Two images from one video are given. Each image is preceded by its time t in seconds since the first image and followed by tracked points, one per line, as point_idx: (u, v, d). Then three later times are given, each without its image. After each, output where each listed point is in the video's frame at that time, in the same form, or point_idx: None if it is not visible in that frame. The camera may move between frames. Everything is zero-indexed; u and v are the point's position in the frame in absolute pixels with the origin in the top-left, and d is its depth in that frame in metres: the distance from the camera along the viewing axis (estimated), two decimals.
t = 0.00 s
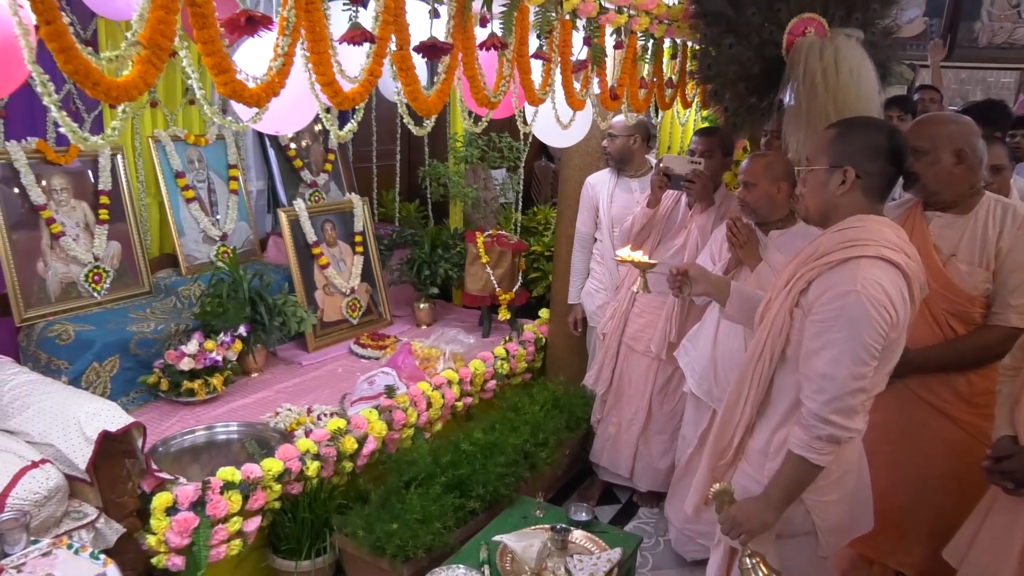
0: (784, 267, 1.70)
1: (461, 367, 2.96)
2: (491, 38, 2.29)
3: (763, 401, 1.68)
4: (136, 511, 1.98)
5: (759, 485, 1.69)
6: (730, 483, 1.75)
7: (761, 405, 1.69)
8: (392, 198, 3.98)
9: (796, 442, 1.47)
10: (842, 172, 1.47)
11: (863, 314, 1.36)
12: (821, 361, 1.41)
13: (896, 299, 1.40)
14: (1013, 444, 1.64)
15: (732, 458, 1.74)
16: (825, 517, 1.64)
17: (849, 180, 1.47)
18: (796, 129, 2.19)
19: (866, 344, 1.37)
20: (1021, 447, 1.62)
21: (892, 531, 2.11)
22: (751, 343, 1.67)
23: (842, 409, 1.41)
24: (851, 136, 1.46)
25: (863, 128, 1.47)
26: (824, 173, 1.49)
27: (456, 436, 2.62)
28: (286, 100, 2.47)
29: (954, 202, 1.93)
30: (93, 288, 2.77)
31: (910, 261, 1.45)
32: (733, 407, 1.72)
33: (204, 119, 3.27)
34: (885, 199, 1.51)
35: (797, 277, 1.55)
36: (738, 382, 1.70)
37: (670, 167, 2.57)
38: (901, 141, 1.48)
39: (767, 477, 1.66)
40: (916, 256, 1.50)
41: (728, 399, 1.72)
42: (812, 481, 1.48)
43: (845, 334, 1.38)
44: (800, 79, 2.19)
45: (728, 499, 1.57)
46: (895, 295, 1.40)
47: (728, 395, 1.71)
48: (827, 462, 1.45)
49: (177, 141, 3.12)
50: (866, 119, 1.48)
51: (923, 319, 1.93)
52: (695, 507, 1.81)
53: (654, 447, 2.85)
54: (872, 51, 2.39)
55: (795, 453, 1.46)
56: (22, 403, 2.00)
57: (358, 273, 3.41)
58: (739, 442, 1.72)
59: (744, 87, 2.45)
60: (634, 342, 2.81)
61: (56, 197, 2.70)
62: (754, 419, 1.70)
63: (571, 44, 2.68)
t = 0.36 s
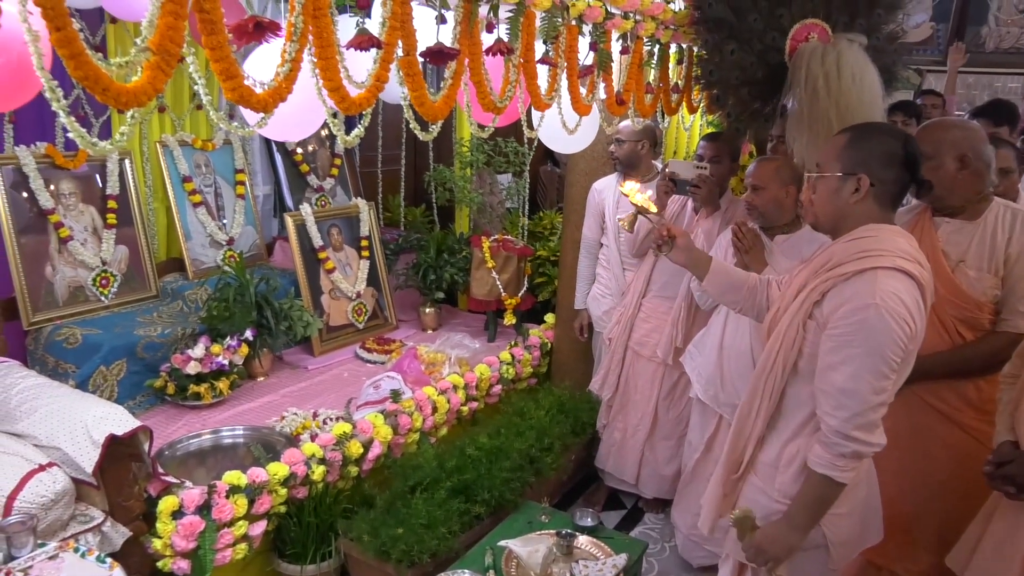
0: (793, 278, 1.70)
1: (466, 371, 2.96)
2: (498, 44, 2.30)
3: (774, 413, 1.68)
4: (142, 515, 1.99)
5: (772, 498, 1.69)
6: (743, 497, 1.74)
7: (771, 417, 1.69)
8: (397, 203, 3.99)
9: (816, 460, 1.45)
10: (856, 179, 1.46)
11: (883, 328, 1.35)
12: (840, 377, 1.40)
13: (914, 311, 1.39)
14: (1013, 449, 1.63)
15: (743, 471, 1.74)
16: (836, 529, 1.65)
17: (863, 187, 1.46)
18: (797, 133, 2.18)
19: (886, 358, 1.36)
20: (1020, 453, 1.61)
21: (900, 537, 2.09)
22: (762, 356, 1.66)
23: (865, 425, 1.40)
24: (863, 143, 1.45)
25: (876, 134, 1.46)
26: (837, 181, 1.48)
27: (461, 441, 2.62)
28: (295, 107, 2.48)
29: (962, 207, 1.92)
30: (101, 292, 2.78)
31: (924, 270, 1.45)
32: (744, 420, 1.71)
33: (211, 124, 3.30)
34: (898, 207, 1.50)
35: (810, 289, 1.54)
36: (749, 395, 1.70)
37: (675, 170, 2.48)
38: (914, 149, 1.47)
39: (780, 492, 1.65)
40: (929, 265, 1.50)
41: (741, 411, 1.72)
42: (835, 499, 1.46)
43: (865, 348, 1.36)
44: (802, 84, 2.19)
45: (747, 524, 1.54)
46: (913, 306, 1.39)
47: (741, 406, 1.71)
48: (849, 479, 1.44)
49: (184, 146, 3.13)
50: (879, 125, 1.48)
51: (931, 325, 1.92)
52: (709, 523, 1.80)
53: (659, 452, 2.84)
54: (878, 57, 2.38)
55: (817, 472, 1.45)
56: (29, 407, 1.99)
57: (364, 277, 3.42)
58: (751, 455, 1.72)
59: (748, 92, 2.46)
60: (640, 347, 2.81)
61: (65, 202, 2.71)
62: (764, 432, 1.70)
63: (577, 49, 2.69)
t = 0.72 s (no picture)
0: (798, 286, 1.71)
1: (472, 375, 2.96)
2: (504, 49, 2.30)
3: (778, 421, 1.68)
4: (148, 518, 1.97)
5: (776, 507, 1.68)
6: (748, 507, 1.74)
7: (775, 426, 1.69)
8: (403, 207, 4.01)
9: (820, 470, 1.44)
10: (862, 185, 1.46)
11: (887, 336, 1.35)
12: (845, 386, 1.39)
13: (919, 319, 1.38)
14: (1015, 452, 1.62)
15: (746, 479, 1.75)
16: (840, 538, 1.65)
17: (870, 194, 1.46)
18: (803, 137, 2.17)
19: (890, 367, 1.35)
20: (1023, 455, 1.60)
21: (908, 543, 2.05)
22: (765, 364, 1.67)
23: (868, 435, 1.39)
24: (870, 150, 1.45)
25: (883, 140, 1.46)
26: (844, 187, 1.48)
27: (467, 445, 2.61)
28: (301, 111, 2.50)
29: (972, 212, 1.91)
30: (108, 295, 2.80)
31: (931, 278, 1.44)
32: (748, 428, 1.72)
33: (218, 128, 3.32)
34: (905, 214, 1.50)
35: (816, 296, 1.54)
36: (752, 403, 1.70)
37: (683, 175, 2.45)
38: (921, 155, 1.47)
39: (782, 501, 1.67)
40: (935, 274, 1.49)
41: (745, 417, 1.72)
42: (839, 509, 1.45)
43: (869, 357, 1.36)
44: (809, 89, 2.19)
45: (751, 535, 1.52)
46: (919, 314, 1.38)
47: (744, 413, 1.71)
48: (852, 490, 1.43)
49: (191, 150, 3.15)
50: (886, 130, 1.48)
51: (940, 329, 1.90)
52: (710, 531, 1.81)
53: (667, 457, 2.83)
54: (885, 61, 2.37)
55: (820, 482, 1.44)
56: (37, 409, 2.01)
57: (370, 281, 3.42)
58: (754, 463, 1.72)
59: (755, 97, 2.44)
60: (647, 352, 2.81)
61: (73, 206, 2.73)
62: (768, 440, 1.70)
63: (584, 53, 2.69)
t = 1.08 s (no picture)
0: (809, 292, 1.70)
1: (481, 380, 2.96)
2: (515, 54, 2.29)
3: (790, 430, 1.68)
4: (159, 519, 1.98)
5: (787, 515, 1.68)
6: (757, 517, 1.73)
7: (786, 436, 1.69)
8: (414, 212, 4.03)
9: (826, 478, 1.44)
10: (873, 192, 1.45)
11: (899, 344, 1.34)
12: (854, 394, 1.39)
13: (933, 327, 1.37)
14: None
15: (758, 488, 1.74)
16: (851, 547, 1.63)
17: (881, 201, 1.46)
18: (818, 142, 2.15)
19: (902, 376, 1.34)
20: None
21: (919, 551, 2.00)
22: (776, 372, 1.66)
23: (876, 444, 1.38)
24: (882, 156, 1.45)
25: (895, 146, 1.45)
26: (855, 193, 1.47)
27: (477, 450, 2.61)
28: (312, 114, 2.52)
29: (987, 218, 1.90)
30: (121, 298, 2.82)
31: (945, 285, 1.43)
32: (758, 437, 1.71)
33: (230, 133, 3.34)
34: (918, 220, 1.49)
35: (827, 303, 1.54)
36: (763, 412, 1.69)
37: (693, 181, 2.36)
38: (934, 161, 1.46)
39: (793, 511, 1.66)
40: (949, 281, 1.48)
41: (754, 431, 1.71)
42: (845, 516, 1.44)
43: (881, 365, 1.35)
44: (824, 94, 2.17)
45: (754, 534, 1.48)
46: (932, 323, 1.37)
47: (755, 426, 1.71)
48: (858, 498, 1.42)
49: (204, 154, 3.17)
50: (898, 135, 1.47)
51: (955, 336, 1.88)
52: (720, 540, 1.80)
53: (677, 463, 2.82)
54: (899, 67, 2.36)
55: (826, 489, 1.44)
56: (50, 411, 2.03)
57: (380, 285, 3.43)
58: (765, 472, 1.71)
59: (769, 102, 2.45)
60: (658, 358, 2.80)
61: (86, 210, 2.75)
62: (779, 449, 1.69)
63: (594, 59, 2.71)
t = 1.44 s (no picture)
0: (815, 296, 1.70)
1: (489, 385, 2.96)
2: (523, 60, 2.31)
3: (797, 435, 1.67)
4: (166, 523, 1.99)
5: (795, 521, 1.67)
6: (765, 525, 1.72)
7: (793, 440, 1.69)
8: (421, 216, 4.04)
9: (835, 483, 1.43)
10: (882, 198, 1.45)
11: (905, 348, 1.33)
12: (860, 399, 1.38)
13: (940, 332, 1.36)
14: None
15: (764, 494, 1.74)
16: (859, 554, 1.63)
17: (890, 206, 1.45)
18: (828, 146, 2.17)
19: (908, 380, 1.33)
20: None
21: (931, 559, 1.96)
22: (783, 376, 1.65)
23: (884, 448, 1.37)
24: (890, 161, 1.44)
25: (903, 151, 1.45)
26: (863, 199, 1.47)
27: (484, 455, 2.61)
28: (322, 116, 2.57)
29: (999, 224, 1.88)
30: (129, 302, 2.83)
31: (952, 290, 1.42)
32: (765, 441, 1.71)
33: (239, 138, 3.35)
34: (925, 224, 1.49)
35: (833, 307, 1.53)
36: (770, 416, 1.69)
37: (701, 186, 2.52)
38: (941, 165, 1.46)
39: (801, 519, 1.65)
40: (957, 285, 1.47)
41: (761, 434, 1.71)
42: (854, 522, 1.43)
43: (886, 369, 1.34)
44: (834, 98, 2.17)
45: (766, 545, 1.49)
46: (938, 327, 1.36)
47: (761, 429, 1.71)
48: (868, 504, 1.41)
49: (213, 159, 3.19)
50: (906, 141, 1.47)
51: (966, 342, 1.87)
52: (728, 545, 1.82)
53: (685, 468, 2.81)
54: (908, 71, 2.35)
55: (834, 494, 1.43)
56: (59, 415, 2.04)
57: (388, 290, 3.43)
58: (772, 478, 1.71)
59: (778, 106, 2.48)
60: (665, 363, 2.79)
61: (96, 214, 2.77)
62: (786, 454, 1.69)
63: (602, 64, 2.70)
